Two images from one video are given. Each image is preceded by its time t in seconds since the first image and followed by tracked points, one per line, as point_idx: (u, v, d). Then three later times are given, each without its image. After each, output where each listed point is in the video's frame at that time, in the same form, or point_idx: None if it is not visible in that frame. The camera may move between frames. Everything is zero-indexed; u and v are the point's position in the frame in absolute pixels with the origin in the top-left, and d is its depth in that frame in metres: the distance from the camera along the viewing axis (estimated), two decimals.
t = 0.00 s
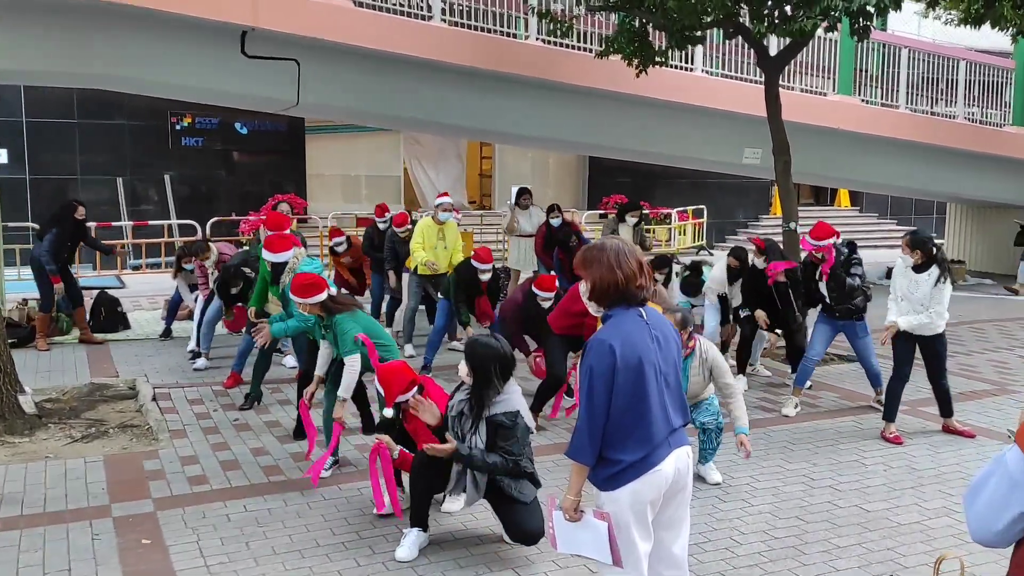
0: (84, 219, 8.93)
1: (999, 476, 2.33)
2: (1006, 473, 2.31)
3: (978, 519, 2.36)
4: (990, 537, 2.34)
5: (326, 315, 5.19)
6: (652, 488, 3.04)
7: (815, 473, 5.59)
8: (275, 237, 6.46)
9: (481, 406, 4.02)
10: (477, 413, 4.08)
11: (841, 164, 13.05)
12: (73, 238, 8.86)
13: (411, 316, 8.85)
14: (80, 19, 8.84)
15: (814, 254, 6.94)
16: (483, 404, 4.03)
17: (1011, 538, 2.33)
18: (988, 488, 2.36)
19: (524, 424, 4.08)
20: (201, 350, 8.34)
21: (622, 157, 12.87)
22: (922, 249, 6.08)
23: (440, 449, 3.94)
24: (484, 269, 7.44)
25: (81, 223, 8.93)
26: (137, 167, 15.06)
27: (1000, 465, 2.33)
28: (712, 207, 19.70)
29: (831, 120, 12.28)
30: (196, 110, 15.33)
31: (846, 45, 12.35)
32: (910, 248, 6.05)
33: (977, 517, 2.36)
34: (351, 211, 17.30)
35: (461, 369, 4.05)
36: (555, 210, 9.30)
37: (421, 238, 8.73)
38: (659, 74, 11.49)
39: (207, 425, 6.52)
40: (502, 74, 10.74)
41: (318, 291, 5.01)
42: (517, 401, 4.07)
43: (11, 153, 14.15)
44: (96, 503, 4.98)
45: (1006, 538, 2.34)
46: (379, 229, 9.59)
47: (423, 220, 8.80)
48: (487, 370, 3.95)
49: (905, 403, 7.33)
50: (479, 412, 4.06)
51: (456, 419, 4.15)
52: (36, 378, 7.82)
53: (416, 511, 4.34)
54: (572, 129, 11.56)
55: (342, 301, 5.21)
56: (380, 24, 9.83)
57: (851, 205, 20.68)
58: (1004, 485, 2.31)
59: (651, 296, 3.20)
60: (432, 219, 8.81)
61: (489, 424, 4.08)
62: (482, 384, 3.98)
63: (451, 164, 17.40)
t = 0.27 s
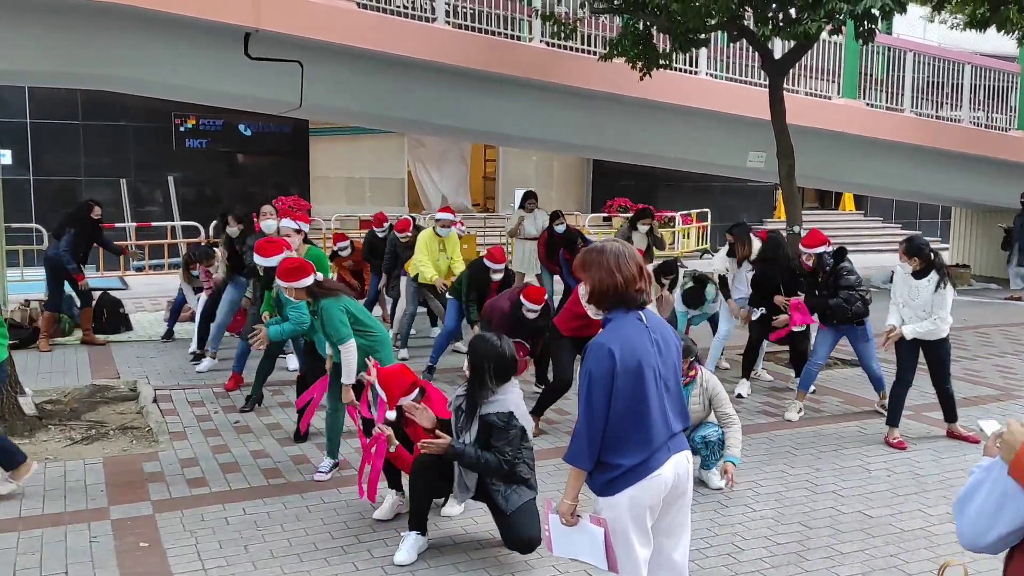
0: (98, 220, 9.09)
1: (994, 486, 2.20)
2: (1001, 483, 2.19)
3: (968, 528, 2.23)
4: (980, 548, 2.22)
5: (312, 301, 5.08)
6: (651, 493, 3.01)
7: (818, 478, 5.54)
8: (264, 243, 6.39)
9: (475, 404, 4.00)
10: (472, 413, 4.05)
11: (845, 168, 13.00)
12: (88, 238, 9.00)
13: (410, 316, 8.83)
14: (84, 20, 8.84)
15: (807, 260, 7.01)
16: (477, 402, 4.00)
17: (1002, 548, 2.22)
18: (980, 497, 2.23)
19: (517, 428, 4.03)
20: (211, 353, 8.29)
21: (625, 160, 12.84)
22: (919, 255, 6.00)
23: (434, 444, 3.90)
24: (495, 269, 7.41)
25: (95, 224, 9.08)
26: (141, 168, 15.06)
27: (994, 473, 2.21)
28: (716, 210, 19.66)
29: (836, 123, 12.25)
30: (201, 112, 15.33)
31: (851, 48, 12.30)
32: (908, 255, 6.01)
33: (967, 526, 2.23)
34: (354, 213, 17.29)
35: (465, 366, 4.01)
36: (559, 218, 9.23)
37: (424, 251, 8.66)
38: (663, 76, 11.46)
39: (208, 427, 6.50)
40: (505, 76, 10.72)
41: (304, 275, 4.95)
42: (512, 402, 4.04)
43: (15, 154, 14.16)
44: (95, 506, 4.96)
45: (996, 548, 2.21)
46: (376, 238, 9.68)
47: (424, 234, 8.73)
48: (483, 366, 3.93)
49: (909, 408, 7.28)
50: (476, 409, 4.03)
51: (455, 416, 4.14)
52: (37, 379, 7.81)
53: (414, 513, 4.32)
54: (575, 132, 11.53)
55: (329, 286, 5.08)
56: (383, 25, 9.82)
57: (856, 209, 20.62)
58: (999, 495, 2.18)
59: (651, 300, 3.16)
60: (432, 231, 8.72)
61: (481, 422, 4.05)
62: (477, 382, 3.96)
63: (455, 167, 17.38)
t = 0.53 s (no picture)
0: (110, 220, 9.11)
1: (932, 488, 2.09)
2: (937, 487, 2.08)
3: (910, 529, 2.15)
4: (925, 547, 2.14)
5: (304, 296, 5.06)
6: (648, 495, 2.99)
7: (819, 481, 5.52)
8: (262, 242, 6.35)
9: (475, 405, 3.97)
10: (473, 412, 4.03)
11: (849, 170, 12.96)
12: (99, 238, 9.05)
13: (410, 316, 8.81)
14: (86, 21, 8.84)
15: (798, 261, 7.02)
16: (477, 404, 3.98)
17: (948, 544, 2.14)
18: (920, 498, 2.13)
19: (518, 430, 4.01)
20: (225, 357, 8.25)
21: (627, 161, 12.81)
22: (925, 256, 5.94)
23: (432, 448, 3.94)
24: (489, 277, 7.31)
25: (107, 224, 9.11)
26: (143, 169, 15.07)
27: (931, 475, 2.10)
28: (719, 212, 19.62)
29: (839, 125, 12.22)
30: (204, 113, 15.34)
31: (854, 50, 12.27)
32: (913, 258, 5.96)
33: (909, 528, 2.14)
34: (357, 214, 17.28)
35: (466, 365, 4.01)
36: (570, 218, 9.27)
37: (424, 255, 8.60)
38: (665, 78, 11.44)
39: (208, 428, 6.48)
40: (508, 78, 10.71)
41: (297, 270, 4.94)
42: (512, 404, 4.01)
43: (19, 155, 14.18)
44: (93, 506, 4.95)
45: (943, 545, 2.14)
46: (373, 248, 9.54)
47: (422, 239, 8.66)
48: (485, 367, 3.89)
49: (912, 411, 7.25)
50: (477, 411, 4.01)
51: (456, 416, 4.13)
52: (38, 379, 7.81)
53: (413, 513, 4.31)
54: (578, 133, 11.51)
55: (321, 281, 5.07)
56: (385, 26, 9.81)
57: (860, 211, 20.57)
58: (937, 500, 2.07)
59: (648, 301, 3.15)
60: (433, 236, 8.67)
61: (481, 423, 4.03)
62: (477, 384, 3.92)
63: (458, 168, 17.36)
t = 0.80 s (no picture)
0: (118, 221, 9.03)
1: (876, 490, 1.97)
2: (881, 489, 1.95)
3: (854, 532, 2.03)
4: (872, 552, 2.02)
5: (300, 298, 5.06)
6: (646, 496, 2.99)
7: (819, 483, 5.51)
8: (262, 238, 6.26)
9: (476, 404, 3.97)
10: (474, 411, 4.02)
11: (851, 172, 12.95)
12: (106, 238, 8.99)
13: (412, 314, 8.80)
14: (88, 21, 8.86)
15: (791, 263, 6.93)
16: (477, 403, 3.97)
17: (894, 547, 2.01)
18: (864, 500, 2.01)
19: (519, 428, 4.01)
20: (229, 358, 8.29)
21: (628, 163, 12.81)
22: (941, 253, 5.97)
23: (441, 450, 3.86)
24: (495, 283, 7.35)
25: (115, 224, 9.04)
26: (145, 169, 15.09)
27: (875, 476, 1.97)
28: (720, 213, 19.62)
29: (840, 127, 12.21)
30: (206, 114, 15.35)
31: (856, 51, 12.28)
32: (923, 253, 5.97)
33: (853, 531, 2.02)
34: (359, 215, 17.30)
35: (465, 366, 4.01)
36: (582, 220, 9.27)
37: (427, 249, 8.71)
38: (666, 80, 11.45)
39: (208, 429, 6.49)
40: (509, 79, 10.71)
41: (291, 271, 4.91)
42: (514, 403, 4.00)
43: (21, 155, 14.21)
44: (92, 507, 4.96)
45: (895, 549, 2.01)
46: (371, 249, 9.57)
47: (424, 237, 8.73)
48: (489, 364, 3.91)
49: (912, 413, 7.24)
50: (478, 409, 4.00)
51: (457, 416, 4.13)
52: (39, 380, 7.82)
53: (411, 513, 4.31)
54: (579, 134, 11.52)
55: (316, 282, 5.07)
56: (387, 27, 9.82)
57: (861, 213, 20.56)
58: (883, 502, 1.95)
59: (646, 301, 3.15)
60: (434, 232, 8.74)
61: (483, 423, 4.02)
62: (477, 383, 3.93)
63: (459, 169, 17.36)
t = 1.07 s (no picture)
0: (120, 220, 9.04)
1: (864, 499, 1.92)
2: (871, 497, 1.91)
3: (842, 542, 1.98)
4: (860, 559, 1.98)
5: (314, 310, 5.03)
6: (643, 497, 2.98)
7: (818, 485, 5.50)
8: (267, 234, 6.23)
9: (475, 405, 3.95)
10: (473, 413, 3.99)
11: (852, 173, 12.93)
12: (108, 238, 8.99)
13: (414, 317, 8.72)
14: (89, 21, 8.86)
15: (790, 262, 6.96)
16: (476, 405, 3.96)
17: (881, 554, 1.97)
18: (851, 510, 1.96)
19: (519, 429, 4.00)
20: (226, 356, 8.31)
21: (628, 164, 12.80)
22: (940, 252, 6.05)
23: (452, 457, 3.81)
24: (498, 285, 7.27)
25: (117, 224, 9.04)
26: (146, 169, 15.09)
27: (861, 485, 1.93)
28: (721, 214, 19.61)
29: (840, 127, 12.21)
30: (206, 114, 15.35)
31: (856, 52, 12.27)
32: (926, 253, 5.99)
33: (843, 541, 1.98)
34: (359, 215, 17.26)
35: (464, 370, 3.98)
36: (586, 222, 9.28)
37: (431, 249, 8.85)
38: (667, 81, 11.44)
39: (207, 429, 6.48)
40: (509, 79, 10.71)
41: (309, 286, 4.86)
42: (513, 404, 4.00)
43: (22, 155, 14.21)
44: (91, 507, 4.95)
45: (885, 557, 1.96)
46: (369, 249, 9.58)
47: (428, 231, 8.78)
48: (488, 367, 3.88)
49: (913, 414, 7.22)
50: (477, 412, 3.98)
51: (455, 417, 4.12)
52: (39, 380, 7.82)
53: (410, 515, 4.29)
54: (580, 135, 11.51)
55: (333, 297, 5.05)
56: (387, 28, 9.82)
57: (862, 215, 20.54)
58: (873, 511, 1.91)
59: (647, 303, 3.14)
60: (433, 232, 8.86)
61: (482, 424, 4.00)
62: (476, 385, 3.91)
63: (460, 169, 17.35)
